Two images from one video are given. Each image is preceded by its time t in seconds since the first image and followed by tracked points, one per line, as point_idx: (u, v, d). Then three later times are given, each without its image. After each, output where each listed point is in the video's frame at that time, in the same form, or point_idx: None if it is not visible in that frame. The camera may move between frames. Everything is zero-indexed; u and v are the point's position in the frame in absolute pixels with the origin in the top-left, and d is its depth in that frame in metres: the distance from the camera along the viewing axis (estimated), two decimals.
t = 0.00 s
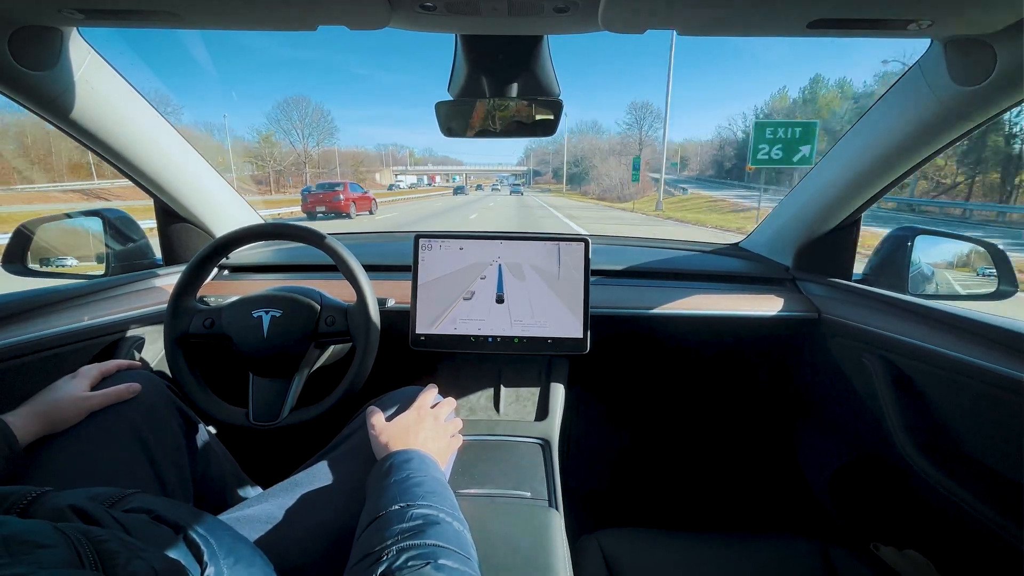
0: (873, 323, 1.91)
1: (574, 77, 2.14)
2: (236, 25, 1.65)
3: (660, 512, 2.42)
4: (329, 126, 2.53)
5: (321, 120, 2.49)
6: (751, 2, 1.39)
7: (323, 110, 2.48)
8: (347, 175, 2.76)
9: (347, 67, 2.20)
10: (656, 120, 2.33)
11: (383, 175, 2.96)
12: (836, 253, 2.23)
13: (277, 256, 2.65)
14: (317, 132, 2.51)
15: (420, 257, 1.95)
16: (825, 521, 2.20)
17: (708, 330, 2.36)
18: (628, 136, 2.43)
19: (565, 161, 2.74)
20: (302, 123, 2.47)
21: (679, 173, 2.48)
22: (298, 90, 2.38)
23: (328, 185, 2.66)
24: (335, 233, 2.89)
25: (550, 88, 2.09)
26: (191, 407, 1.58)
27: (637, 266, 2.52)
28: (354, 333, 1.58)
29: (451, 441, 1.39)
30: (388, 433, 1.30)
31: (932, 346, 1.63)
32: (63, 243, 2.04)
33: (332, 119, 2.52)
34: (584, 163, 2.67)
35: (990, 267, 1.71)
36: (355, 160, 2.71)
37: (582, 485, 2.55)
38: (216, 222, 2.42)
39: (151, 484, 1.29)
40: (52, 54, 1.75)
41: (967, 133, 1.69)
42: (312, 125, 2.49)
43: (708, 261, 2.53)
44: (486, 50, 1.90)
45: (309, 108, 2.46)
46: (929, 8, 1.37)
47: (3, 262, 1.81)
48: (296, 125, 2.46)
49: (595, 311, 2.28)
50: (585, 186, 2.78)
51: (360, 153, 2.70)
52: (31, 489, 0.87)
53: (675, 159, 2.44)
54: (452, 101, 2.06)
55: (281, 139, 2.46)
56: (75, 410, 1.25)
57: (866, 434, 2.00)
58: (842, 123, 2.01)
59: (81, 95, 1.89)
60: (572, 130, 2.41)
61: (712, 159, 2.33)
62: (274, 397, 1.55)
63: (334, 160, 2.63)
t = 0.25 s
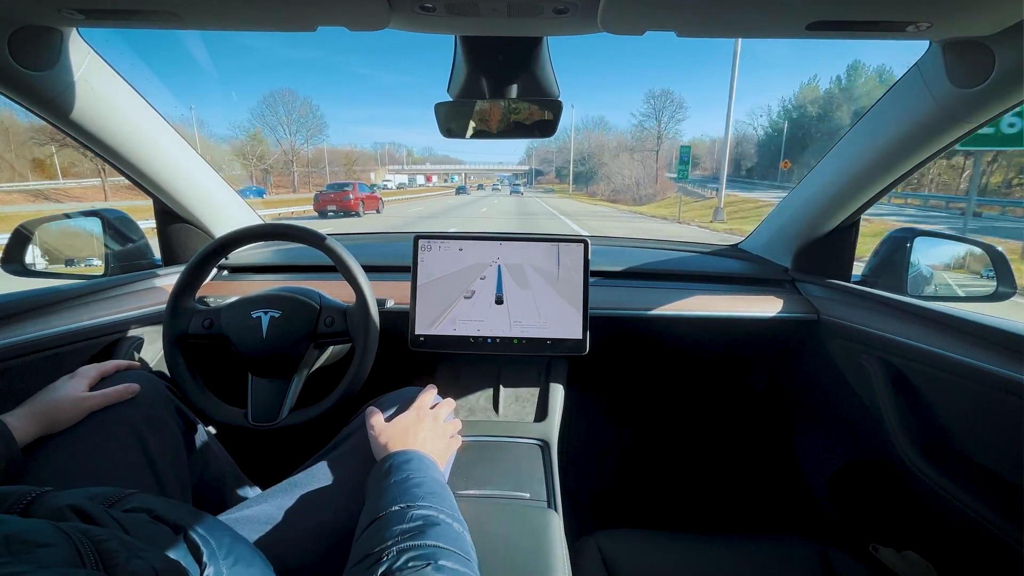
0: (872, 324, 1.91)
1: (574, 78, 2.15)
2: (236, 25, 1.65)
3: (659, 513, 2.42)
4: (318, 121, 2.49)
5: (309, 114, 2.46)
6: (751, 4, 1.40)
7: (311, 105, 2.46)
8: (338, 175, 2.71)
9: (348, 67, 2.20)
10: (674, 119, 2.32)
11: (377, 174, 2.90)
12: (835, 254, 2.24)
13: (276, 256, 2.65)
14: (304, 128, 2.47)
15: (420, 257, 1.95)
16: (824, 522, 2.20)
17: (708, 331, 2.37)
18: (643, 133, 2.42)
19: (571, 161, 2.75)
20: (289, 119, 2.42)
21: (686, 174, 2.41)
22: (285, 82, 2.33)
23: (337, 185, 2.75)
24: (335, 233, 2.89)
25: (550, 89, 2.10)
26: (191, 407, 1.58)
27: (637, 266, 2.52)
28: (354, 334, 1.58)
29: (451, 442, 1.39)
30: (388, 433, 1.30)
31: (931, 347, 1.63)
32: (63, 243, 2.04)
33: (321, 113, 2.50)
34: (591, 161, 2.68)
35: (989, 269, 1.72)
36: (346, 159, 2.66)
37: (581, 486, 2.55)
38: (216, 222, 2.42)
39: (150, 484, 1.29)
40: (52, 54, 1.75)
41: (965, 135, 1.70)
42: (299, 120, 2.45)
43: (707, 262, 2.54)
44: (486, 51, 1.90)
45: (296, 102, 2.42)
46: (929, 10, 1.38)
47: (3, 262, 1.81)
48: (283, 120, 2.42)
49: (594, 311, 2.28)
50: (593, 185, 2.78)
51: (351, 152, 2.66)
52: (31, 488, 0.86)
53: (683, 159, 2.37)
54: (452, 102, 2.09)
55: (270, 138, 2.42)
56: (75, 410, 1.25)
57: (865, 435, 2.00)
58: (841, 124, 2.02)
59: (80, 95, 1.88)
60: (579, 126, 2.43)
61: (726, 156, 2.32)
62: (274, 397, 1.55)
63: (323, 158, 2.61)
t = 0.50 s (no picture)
0: (871, 325, 1.91)
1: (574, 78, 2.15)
2: (236, 26, 1.65)
3: (659, 513, 2.42)
4: (304, 117, 2.52)
5: (296, 108, 2.49)
6: (751, 5, 1.40)
7: (297, 99, 2.50)
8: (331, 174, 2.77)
9: (349, 67, 2.21)
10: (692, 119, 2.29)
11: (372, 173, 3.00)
12: (834, 255, 2.24)
13: (276, 256, 2.65)
14: (290, 125, 2.48)
15: (420, 257, 1.95)
16: (824, 523, 2.20)
17: (707, 331, 2.37)
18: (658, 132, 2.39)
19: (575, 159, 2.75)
20: (275, 115, 2.43)
21: (704, 170, 2.42)
22: (269, 77, 2.34)
23: (346, 186, 2.92)
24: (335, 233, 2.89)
25: (550, 89, 2.10)
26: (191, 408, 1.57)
27: (637, 267, 2.52)
28: (354, 334, 1.58)
29: (450, 442, 1.39)
30: (388, 433, 1.30)
31: (931, 347, 1.64)
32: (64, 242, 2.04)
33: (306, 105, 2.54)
34: (599, 158, 2.69)
35: (989, 270, 1.72)
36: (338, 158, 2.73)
37: (581, 486, 2.55)
38: (216, 222, 2.42)
39: (149, 484, 1.29)
40: (52, 54, 1.75)
41: (964, 136, 1.70)
42: (284, 115, 2.45)
43: (707, 262, 2.54)
44: (486, 51, 1.90)
45: (280, 96, 2.45)
46: (929, 10, 1.38)
47: (3, 261, 1.81)
48: (268, 116, 2.42)
49: (594, 312, 2.28)
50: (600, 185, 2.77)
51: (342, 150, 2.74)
52: (30, 488, 0.86)
53: (697, 156, 2.39)
54: (452, 102, 2.10)
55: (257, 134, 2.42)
56: (74, 409, 1.25)
57: (864, 435, 2.00)
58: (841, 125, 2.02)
59: (80, 95, 1.88)
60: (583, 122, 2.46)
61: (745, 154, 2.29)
62: (274, 397, 1.55)
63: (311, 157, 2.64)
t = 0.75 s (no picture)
0: (871, 324, 1.91)
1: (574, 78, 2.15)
2: (236, 26, 1.65)
3: (659, 513, 2.42)
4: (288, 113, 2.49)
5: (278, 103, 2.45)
6: (751, 4, 1.39)
7: (278, 92, 2.45)
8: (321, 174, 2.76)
9: (349, 66, 2.21)
10: (711, 117, 2.25)
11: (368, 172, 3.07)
12: (834, 254, 2.24)
13: (276, 256, 2.65)
14: (273, 121, 2.46)
15: (420, 257, 1.95)
16: (824, 522, 2.20)
17: (707, 331, 2.37)
18: (678, 130, 2.37)
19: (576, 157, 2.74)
20: (257, 109, 2.41)
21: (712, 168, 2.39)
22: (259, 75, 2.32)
23: (356, 186, 3.02)
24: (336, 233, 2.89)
25: (550, 89, 2.09)
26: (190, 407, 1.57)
27: (637, 266, 2.52)
28: (354, 334, 1.58)
29: (450, 442, 1.39)
30: (387, 433, 1.30)
31: (930, 347, 1.64)
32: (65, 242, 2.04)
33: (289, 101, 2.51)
34: (609, 157, 2.68)
35: (988, 269, 1.72)
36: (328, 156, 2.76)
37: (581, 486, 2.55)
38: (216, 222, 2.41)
39: (149, 484, 1.29)
40: (51, 54, 1.75)
41: (964, 136, 1.70)
42: (266, 109, 2.43)
43: (707, 262, 2.54)
44: (485, 50, 1.90)
45: (261, 91, 2.40)
46: (928, 10, 1.38)
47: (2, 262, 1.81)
48: (252, 112, 2.40)
49: (594, 311, 2.28)
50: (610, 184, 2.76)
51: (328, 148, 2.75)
52: (29, 489, 0.86)
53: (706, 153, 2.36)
54: (452, 102, 2.08)
55: (241, 130, 2.39)
56: (74, 409, 1.25)
57: (864, 435, 2.00)
58: (841, 124, 2.02)
59: (79, 94, 1.88)
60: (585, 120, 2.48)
61: (764, 154, 2.25)
62: (273, 397, 1.55)
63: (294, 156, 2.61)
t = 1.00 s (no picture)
0: (870, 325, 1.91)
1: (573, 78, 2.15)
2: (235, 25, 1.65)
3: (658, 513, 2.42)
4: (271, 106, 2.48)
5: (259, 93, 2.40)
6: (750, 4, 1.39)
7: (260, 85, 2.39)
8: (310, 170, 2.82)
9: (349, 66, 2.21)
10: (718, 116, 2.22)
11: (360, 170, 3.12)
12: (833, 254, 2.24)
13: (275, 256, 2.65)
14: (254, 112, 2.42)
15: (420, 258, 1.95)
16: (823, 522, 2.20)
17: (707, 331, 2.37)
18: (690, 128, 2.32)
19: (575, 156, 2.74)
20: (237, 103, 2.36)
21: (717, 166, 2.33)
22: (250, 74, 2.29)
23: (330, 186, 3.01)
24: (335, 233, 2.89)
25: (550, 89, 2.10)
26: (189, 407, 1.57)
27: (636, 267, 2.52)
28: (353, 334, 1.58)
29: (450, 442, 1.39)
30: (387, 433, 1.30)
31: (930, 347, 1.64)
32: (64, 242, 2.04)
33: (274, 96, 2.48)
34: (617, 153, 2.64)
35: (987, 270, 1.72)
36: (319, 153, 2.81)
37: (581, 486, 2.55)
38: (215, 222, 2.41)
39: (148, 484, 1.29)
40: (51, 53, 1.75)
41: (963, 136, 1.70)
42: (247, 102, 2.39)
43: (706, 262, 2.54)
44: (486, 51, 1.90)
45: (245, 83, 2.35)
46: (927, 10, 1.38)
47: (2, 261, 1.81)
48: (232, 105, 2.35)
49: (593, 311, 2.28)
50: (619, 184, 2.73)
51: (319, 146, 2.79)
52: (29, 488, 0.86)
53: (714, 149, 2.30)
54: (451, 102, 2.09)
55: (224, 126, 2.35)
56: (73, 409, 1.25)
57: (863, 435, 2.00)
58: (841, 124, 2.02)
59: (79, 94, 1.88)
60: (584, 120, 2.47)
61: (778, 152, 2.20)
62: (273, 397, 1.55)
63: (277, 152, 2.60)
